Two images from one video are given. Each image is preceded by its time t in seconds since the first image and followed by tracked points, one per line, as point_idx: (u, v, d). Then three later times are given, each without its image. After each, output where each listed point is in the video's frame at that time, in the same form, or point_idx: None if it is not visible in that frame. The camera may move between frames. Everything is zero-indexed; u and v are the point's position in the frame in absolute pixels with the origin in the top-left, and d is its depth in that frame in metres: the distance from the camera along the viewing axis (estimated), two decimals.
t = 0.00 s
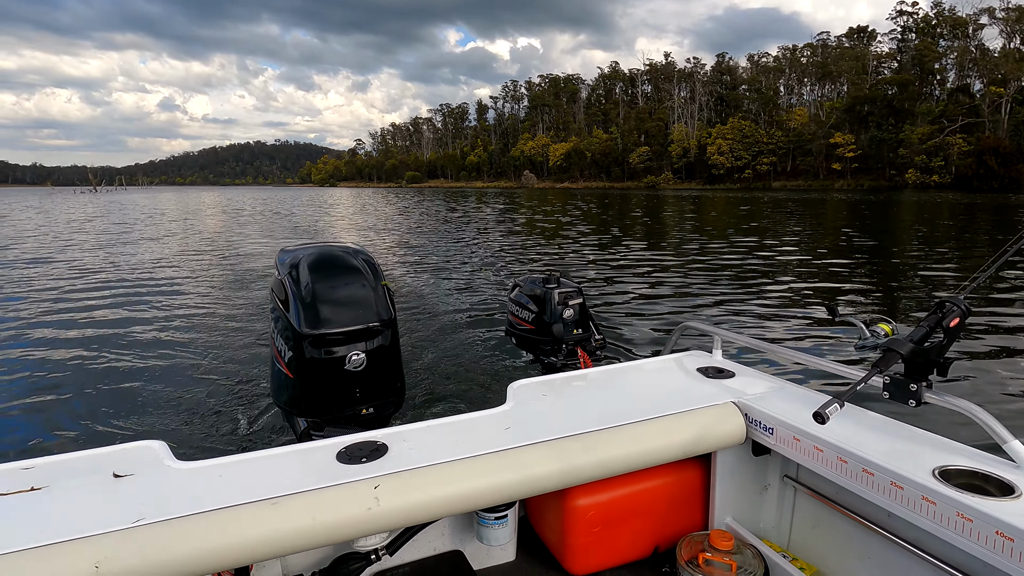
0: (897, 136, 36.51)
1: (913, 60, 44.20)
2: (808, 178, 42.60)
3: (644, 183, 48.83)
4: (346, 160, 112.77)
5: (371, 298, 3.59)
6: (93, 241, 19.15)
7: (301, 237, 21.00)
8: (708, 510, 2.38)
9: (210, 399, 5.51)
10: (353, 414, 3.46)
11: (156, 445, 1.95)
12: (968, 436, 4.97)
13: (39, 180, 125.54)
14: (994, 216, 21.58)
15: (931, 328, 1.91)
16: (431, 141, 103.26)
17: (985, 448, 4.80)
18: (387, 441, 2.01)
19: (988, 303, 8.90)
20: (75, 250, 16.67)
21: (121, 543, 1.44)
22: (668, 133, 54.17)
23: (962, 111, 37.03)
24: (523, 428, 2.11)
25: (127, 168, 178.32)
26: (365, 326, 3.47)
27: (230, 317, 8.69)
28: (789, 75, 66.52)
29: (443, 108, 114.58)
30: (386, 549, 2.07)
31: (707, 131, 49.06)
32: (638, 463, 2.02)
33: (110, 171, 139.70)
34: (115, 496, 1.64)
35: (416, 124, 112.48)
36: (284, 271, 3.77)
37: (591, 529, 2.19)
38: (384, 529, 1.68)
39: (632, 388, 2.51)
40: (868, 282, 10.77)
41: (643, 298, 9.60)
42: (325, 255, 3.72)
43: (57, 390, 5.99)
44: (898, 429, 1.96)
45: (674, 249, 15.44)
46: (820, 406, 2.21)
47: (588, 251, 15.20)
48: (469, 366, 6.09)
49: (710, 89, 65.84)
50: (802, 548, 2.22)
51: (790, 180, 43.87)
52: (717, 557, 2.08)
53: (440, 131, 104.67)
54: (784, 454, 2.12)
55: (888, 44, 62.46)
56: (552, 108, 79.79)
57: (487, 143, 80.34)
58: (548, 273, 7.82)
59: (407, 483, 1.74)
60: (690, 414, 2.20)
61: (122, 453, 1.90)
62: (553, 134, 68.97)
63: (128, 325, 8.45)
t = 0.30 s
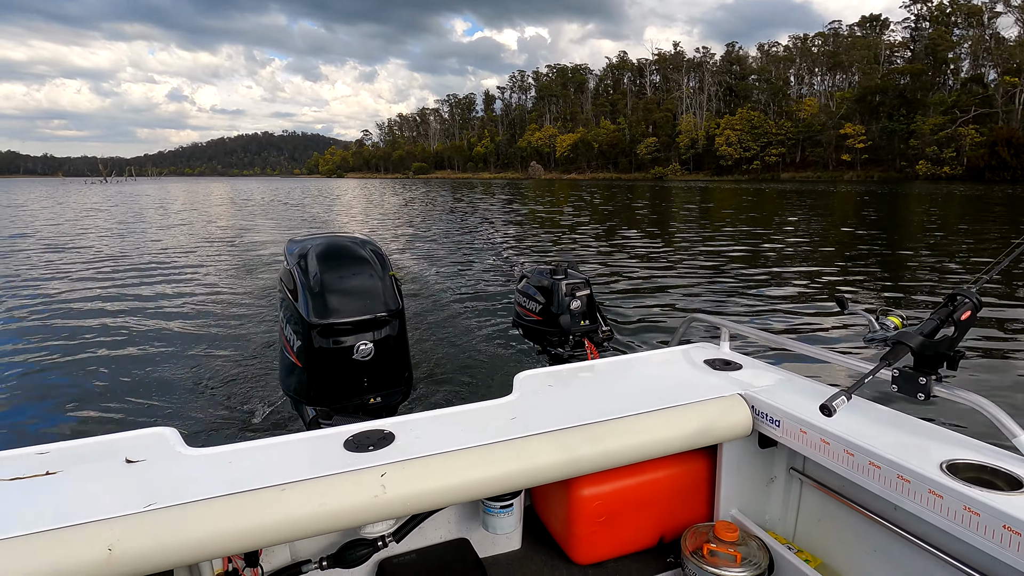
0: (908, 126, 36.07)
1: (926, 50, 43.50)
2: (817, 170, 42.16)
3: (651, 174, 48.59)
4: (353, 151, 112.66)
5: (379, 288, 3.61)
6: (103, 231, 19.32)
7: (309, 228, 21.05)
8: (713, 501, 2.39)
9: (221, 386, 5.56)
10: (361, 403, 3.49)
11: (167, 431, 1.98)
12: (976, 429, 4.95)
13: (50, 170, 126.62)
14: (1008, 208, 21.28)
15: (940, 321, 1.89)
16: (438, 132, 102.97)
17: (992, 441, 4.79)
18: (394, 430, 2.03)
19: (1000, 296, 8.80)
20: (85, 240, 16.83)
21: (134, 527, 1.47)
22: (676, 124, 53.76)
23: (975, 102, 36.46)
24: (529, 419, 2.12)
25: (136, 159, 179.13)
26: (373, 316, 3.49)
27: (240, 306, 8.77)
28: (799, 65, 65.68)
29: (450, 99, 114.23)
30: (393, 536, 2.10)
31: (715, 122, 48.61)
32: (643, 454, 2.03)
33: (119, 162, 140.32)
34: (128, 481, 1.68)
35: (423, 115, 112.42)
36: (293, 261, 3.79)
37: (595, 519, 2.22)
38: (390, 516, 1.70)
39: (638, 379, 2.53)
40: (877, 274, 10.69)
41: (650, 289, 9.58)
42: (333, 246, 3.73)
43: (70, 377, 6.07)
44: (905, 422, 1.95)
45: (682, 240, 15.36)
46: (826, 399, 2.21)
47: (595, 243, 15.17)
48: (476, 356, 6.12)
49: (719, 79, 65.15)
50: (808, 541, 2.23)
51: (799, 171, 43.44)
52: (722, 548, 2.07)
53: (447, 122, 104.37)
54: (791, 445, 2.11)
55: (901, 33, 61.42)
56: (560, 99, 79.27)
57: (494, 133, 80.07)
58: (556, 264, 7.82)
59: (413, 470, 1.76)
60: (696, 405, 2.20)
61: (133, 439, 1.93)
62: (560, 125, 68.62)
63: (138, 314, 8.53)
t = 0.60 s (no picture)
0: (916, 119, 35.75)
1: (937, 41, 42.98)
2: (824, 163, 41.83)
3: (657, 167, 48.31)
4: (358, 143, 112.56)
5: (384, 280, 3.62)
6: (111, 223, 19.42)
7: (314, 220, 21.13)
8: (715, 496, 2.40)
9: (229, 376, 5.60)
10: (365, 394, 3.52)
11: (174, 421, 2.00)
12: (980, 426, 4.95)
13: (58, 161, 127.16)
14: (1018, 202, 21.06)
15: (947, 319, 1.87)
16: (443, 124, 102.76)
17: (995, 438, 4.78)
18: (397, 422, 2.05)
19: (1008, 293, 8.75)
20: (92, 231, 16.94)
21: (141, 513, 1.50)
22: (682, 116, 53.39)
23: (986, 94, 36.00)
24: (532, 412, 2.13)
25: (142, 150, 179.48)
26: (378, 308, 3.51)
27: (246, 298, 8.82)
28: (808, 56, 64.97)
29: (455, 91, 113.73)
30: (395, 527, 2.13)
31: (723, 114, 48.23)
32: (644, 449, 2.03)
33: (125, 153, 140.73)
34: (136, 468, 1.70)
35: (429, 107, 112.07)
36: (299, 253, 3.81)
37: (597, 512, 2.23)
38: (392, 508, 1.72)
39: (642, 373, 2.53)
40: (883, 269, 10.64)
41: (654, 283, 9.57)
42: (338, 238, 3.74)
43: (79, 366, 6.14)
44: (909, 420, 1.94)
45: (687, 234, 15.31)
46: (829, 395, 2.21)
47: (601, 236, 15.14)
48: (480, 349, 6.15)
49: (727, 71, 64.57)
50: (809, 537, 2.23)
51: (806, 164, 43.12)
52: (722, 543, 2.08)
53: (452, 113, 103.98)
54: (793, 442, 2.11)
55: (912, 24, 60.59)
56: (566, 90, 78.85)
57: (499, 125, 79.77)
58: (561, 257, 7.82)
59: (415, 462, 1.77)
60: (700, 400, 2.20)
61: (141, 428, 1.96)
62: (565, 117, 68.28)
63: (146, 304, 8.59)
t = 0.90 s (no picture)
0: (925, 112, 35.40)
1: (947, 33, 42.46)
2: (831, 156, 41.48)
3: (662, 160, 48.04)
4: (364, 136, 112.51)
5: (388, 272, 3.63)
6: (117, 214, 19.48)
7: (319, 212, 21.15)
8: (717, 492, 2.40)
9: (235, 367, 5.64)
10: (369, 386, 3.53)
11: (179, 410, 2.02)
12: (984, 424, 4.94)
13: (66, 153, 127.75)
14: None
15: (955, 316, 1.84)
16: (449, 117, 102.47)
17: (1000, 436, 4.77)
18: (399, 414, 2.06)
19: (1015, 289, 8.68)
20: (100, 223, 17.05)
21: (143, 502, 1.51)
22: (688, 109, 53.02)
23: (996, 87, 35.58)
24: (534, 405, 2.14)
25: (149, 142, 180.11)
26: (382, 301, 3.52)
27: (251, 289, 8.86)
28: (816, 48, 64.32)
29: (461, 83, 113.30)
30: (397, 518, 2.14)
31: (729, 107, 47.86)
32: (646, 444, 2.04)
33: (132, 145, 141.25)
34: (142, 456, 1.73)
35: (434, 99, 111.73)
36: (303, 245, 3.81)
37: (598, 507, 2.24)
38: (392, 498, 1.74)
39: (645, 368, 2.52)
40: (890, 265, 10.58)
41: (660, 278, 9.56)
42: (343, 230, 3.74)
43: (88, 356, 6.20)
44: (914, 418, 1.93)
45: (693, 228, 15.27)
46: (834, 391, 2.19)
47: (606, 229, 15.10)
48: (485, 343, 6.16)
49: (734, 63, 64.03)
50: (811, 534, 2.23)
51: (812, 158, 42.76)
52: (724, 539, 2.08)
53: (458, 106, 103.61)
54: (796, 438, 2.11)
55: (922, 15, 59.85)
56: (571, 83, 78.42)
57: (504, 118, 79.49)
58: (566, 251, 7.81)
59: (416, 455, 1.78)
60: (703, 396, 2.20)
61: (146, 417, 1.98)
62: (571, 109, 67.99)
63: (153, 295, 8.65)
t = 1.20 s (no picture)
0: (932, 107, 35.15)
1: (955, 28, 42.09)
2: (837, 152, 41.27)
3: (667, 155, 47.87)
4: (368, 130, 112.43)
5: (391, 267, 3.64)
6: (123, 209, 19.58)
7: (323, 207, 21.20)
8: (718, 488, 2.41)
9: (241, 361, 5.69)
10: (371, 380, 3.55)
11: (182, 404, 2.03)
12: (986, 421, 4.94)
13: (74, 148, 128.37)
14: None
15: (959, 313, 1.82)
16: (454, 112, 102.36)
17: (1002, 433, 4.77)
18: (400, 409, 2.07)
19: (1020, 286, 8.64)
20: (104, 217, 17.12)
21: (146, 494, 1.54)
22: (694, 104, 52.80)
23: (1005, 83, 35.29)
24: (535, 401, 2.15)
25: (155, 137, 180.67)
26: (384, 296, 3.53)
27: (256, 284, 8.89)
28: (823, 43, 63.87)
29: (466, 78, 112.96)
30: (398, 511, 2.16)
31: (735, 102, 47.61)
32: (646, 441, 2.04)
33: (138, 140, 141.60)
34: (145, 449, 1.74)
35: (439, 94, 111.68)
36: (306, 240, 3.83)
37: (599, 502, 2.25)
38: (392, 492, 1.75)
39: (647, 365, 2.52)
40: (895, 261, 10.54)
41: (663, 274, 9.54)
42: (346, 225, 3.75)
43: (92, 349, 6.24)
44: (916, 415, 1.92)
45: (696, 224, 15.22)
46: (836, 389, 2.19)
47: (609, 225, 15.08)
48: (488, 338, 6.17)
49: (740, 58, 63.69)
50: (813, 532, 2.23)
51: (818, 154, 42.53)
52: (725, 536, 2.07)
53: (462, 101, 103.40)
54: (798, 436, 2.10)
55: (931, 10, 59.31)
56: (577, 78, 78.21)
57: (509, 113, 79.32)
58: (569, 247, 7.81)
59: (417, 450, 1.79)
60: (705, 392, 2.20)
61: (149, 410, 1.99)
62: (576, 104, 67.73)
63: (159, 289, 8.71)
